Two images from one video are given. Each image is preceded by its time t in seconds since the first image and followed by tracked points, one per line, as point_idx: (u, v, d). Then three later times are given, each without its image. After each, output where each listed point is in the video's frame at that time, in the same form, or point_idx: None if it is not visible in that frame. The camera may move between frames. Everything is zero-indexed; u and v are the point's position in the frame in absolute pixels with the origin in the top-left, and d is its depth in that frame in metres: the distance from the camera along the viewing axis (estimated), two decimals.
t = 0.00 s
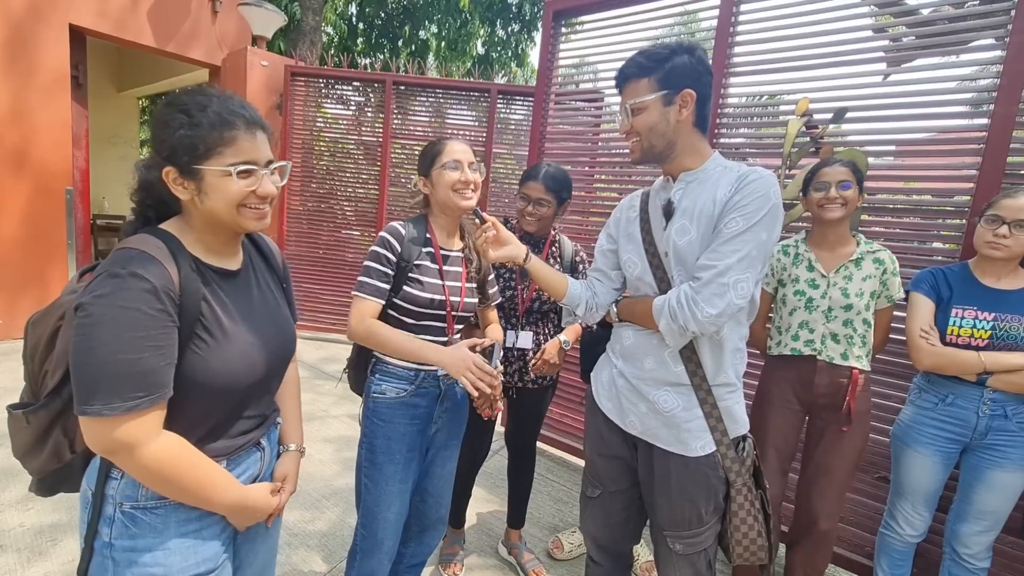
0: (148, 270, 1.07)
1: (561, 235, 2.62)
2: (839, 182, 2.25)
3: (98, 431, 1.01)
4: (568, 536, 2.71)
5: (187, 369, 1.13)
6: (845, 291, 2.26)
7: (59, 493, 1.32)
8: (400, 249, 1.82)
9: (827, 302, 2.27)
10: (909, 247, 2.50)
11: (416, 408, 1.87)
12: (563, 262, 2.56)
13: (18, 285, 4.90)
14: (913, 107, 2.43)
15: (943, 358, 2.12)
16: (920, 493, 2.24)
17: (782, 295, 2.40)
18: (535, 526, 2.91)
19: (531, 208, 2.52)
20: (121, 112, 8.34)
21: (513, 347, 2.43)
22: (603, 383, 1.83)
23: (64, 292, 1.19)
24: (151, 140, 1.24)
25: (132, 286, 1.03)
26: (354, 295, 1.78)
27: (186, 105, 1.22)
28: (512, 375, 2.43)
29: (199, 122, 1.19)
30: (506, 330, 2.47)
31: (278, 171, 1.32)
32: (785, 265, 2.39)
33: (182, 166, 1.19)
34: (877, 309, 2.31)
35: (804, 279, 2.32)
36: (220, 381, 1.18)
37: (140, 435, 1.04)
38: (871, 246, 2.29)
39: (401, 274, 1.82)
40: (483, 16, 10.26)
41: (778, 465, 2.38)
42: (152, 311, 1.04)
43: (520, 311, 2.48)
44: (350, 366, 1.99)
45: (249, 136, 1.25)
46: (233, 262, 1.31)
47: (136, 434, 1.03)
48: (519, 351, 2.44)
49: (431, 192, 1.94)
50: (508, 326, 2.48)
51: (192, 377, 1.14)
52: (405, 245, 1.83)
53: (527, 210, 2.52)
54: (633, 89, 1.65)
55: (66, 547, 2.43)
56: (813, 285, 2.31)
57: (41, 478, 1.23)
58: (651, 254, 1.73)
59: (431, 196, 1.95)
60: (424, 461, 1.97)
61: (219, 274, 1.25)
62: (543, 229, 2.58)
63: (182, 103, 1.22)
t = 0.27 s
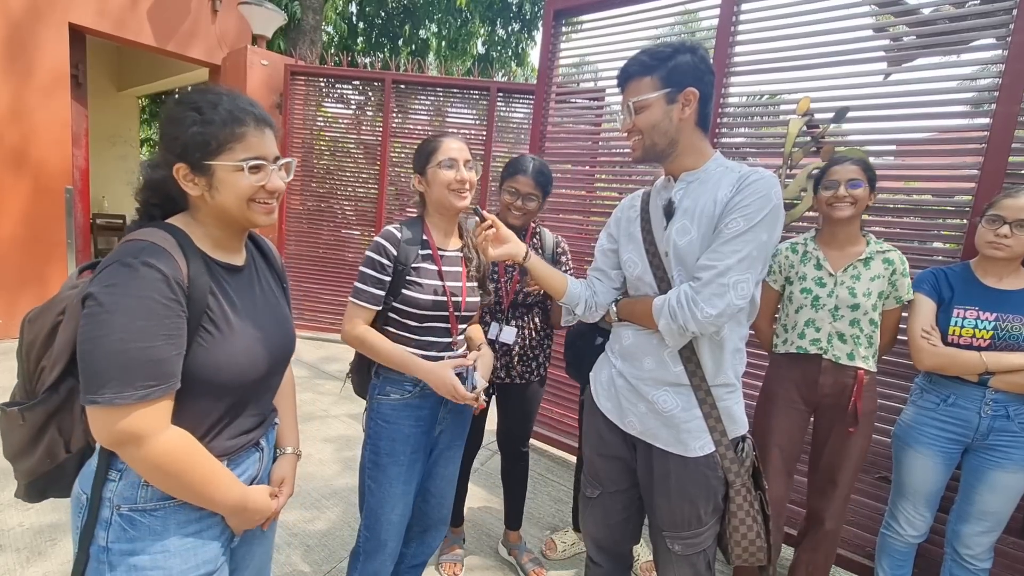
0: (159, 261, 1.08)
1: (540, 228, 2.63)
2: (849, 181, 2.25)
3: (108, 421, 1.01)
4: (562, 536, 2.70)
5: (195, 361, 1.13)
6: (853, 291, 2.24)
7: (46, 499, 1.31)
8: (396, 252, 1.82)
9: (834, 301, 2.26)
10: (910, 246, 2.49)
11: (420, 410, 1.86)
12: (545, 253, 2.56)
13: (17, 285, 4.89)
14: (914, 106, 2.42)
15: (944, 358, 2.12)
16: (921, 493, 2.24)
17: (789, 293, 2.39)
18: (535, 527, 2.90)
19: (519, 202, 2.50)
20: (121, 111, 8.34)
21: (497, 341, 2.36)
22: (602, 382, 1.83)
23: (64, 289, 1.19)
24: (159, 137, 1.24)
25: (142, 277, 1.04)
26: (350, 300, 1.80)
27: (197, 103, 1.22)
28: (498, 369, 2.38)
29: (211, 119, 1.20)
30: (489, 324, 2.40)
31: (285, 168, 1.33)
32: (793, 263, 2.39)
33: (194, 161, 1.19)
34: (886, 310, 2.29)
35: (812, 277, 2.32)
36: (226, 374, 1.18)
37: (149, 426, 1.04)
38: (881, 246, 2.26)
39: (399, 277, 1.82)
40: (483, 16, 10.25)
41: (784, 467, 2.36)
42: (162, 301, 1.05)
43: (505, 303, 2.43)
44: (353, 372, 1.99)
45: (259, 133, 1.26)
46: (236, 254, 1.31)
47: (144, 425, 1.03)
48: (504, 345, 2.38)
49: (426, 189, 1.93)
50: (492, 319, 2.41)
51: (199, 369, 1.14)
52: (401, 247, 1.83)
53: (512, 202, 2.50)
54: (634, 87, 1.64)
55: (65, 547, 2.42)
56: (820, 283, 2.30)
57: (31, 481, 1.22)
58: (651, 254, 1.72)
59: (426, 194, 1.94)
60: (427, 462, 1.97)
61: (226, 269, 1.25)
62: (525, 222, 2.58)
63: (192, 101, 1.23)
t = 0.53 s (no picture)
0: (161, 258, 1.08)
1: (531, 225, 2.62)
2: (847, 181, 2.26)
3: (106, 418, 1.01)
4: (562, 536, 2.70)
5: (194, 357, 1.13)
6: (851, 290, 2.23)
7: (43, 498, 1.31)
8: (396, 249, 1.82)
9: (832, 300, 2.26)
10: (911, 246, 2.49)
11: (420, 409, 1.86)
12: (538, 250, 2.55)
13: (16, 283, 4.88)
14: (915, 106, 2.42)
15: (945, 358, 2.12)
16: (921, 492, 2.24)
17: (791, 292, 2.41)
18: (535, 526, 2.90)
19: (515, 203, 2.50)
20: (121, 109, 8.33)
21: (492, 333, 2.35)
22: (602, 381, 1.82)
23: (62, 286, 1.18)
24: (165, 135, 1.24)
25: (144, 273, 1.04)
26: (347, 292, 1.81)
27: (210, 102, 1.22)
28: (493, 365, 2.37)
29: (223, 120, 1.20)
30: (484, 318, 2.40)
31: (292, 171, 1.33)
32: (796, 262, 2.41)
33: (203, 161, 1.19)
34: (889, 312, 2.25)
35: (812, 276, 2.33)
36: (225, 372, 1.18)
37: (149, 423, 1.04)
38: (885, 246, 2.24)
39: (398, 274, 1.82)
40: (484, 14, 10.25)
41: (780, 463, 2.38)
42: (163, 297, 1.05)
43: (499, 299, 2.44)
44: (353, 372, 1.99)
45: (270, 136, 1.26)
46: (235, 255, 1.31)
47: (144, 423, 1.03)
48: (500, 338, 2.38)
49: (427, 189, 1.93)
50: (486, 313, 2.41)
51: (198, 367, 1.14)
52: (402, 244, 1.82)
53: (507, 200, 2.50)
54: (637, 85, 1.64)
55: (64, 545, 2.42)
56: (819, 282, 2.30)
57: (28, 480, 1.22)
58: (651, 252, 1.72)
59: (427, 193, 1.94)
60: (428, 462, 1.97)
61: (225, 266, 1.25)
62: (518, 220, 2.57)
63: (205, 100, 1.22)
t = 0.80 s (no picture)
0: (154, 256, 1.08)
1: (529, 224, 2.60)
2: (842, 181, 2.26)
3: (104, 416, 1.01)
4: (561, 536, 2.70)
5: (191, 355, 1.13)
6: (848, 289, 2.24)
7: (45, 497, 1.31)
8: (398, 248, 1.82)
9: (829, 299, 2.27)
10: (911, 247, 2.49)
11: (419, 407, 1.86)
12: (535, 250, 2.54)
13: (16, 282, 4.88)
14: (915, 106, 2.42)
15: (946, 358, 2.12)
16: (920, 492, 2.24)
17: (791, 291, 2.43)
18: (534, 525, 2.90)
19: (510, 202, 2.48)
20: (121, 107, 8.33)
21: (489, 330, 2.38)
22: (602, 380, 1.82)
23: (60, 285, 1.19)
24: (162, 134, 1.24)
25: (138, 271, 1.04)
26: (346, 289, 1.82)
27: (207, 100, 1.22)
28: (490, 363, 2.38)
29: (221, 118, 1.20)
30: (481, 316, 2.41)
31: (287, 169, 1.33)
32: (795, 261, 2.42)
33: (199, 158, 1.19)
34: (888, 313, 2.23)
35: (810, 275, 2.34)
36: (222, 369, 1.18)
37: (148, 422, 1.04)
38: (884, 246, 2.23)
39: (399, 273, 1.82)
40: (484, 14, 10.25)
41: (778, 463, 2.40)
42: (158, 295, 1.05)
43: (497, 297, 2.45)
44: (352, 368, 1.99)
45: (266, 135, 1.26)
46: (232, 253, 1.31)
47: (142, 421, 1.03)
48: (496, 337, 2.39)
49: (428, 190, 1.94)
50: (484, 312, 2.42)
51: (195, 364, 1.14)
52: (404, 243, 1.83)
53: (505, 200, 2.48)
54: (638, 85, 1.64)
55: (64, 543, 2.42)
56: (817, 282, 2.32)
57: (30, 479, 1.22)
58: (651, 252, 1.72)
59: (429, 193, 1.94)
60: (427, 460, 1.97)
61: (220, 264, 1.25)
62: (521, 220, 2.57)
63: (202, 98, 1.22)
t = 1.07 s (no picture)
0: (153, 255, 1.09)
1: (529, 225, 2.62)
2: (840, 183, 2.27)
3: (104, 414, 1.02)
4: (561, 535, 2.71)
5: (191, 352, 1.14)
6: (846, 290, 2.25)
7: (51, 494, 1.32)
8: (400, 247, 1.83)
9: (826, 300, 2.28)
10: (911, 247, 2.49)
11: (419, 406, 1.87)
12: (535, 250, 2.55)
13: (17, 281, 4.89)
14: (914, 108, 2.43)
15: (945, 359, 2.13)
16: (918, 492, 2.25)
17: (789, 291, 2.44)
18: (535, 524, 2.91)
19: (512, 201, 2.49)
20: (122, 107, 8.34)
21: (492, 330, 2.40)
22: (602, 379, 1.83)
23: (63, 284, 1.20)
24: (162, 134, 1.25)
25: (136, 269, 1.05)
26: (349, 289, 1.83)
27: (207, 101, 1.23)
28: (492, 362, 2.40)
29: (221, 118, 1.20)
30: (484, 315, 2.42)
31: (287, 170, 1.34)
32: (794, 262, 2.43)
33: (199, 159, 1.20)
34: (886, 314, 2.23)
35: (809, 276, 2.35)
36: (222, 367, 1.19)
37: (147, 419, 1.05)
38: (882, 248, 2.23)
39: (402, 272, 1.83)
40: (484, 15, 10.26)
41: (776, 465, 2.41)
42: (157, 293, 1.06)
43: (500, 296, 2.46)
44: (353, 368, 2.00)
45: (266, 135, 1.27)
46: (232, 252, 1.32)
47: (142, 418, 1.04)
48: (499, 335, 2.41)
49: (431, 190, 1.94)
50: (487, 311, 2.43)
51: (194, 362, 1.15)
52: (406, 243, 1.84)
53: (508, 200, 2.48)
54: (637, 86, 1.64)
55: (65, 542, 2.43)
56: (815, 282, 2.32)
57: (34, 477, 1.23)
58: (650, 252, 1.73)
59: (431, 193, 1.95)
60: (427, 459, 1.97)
61: (219, 262, 1.25)
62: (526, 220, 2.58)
63: (202, 98, 1.23)
